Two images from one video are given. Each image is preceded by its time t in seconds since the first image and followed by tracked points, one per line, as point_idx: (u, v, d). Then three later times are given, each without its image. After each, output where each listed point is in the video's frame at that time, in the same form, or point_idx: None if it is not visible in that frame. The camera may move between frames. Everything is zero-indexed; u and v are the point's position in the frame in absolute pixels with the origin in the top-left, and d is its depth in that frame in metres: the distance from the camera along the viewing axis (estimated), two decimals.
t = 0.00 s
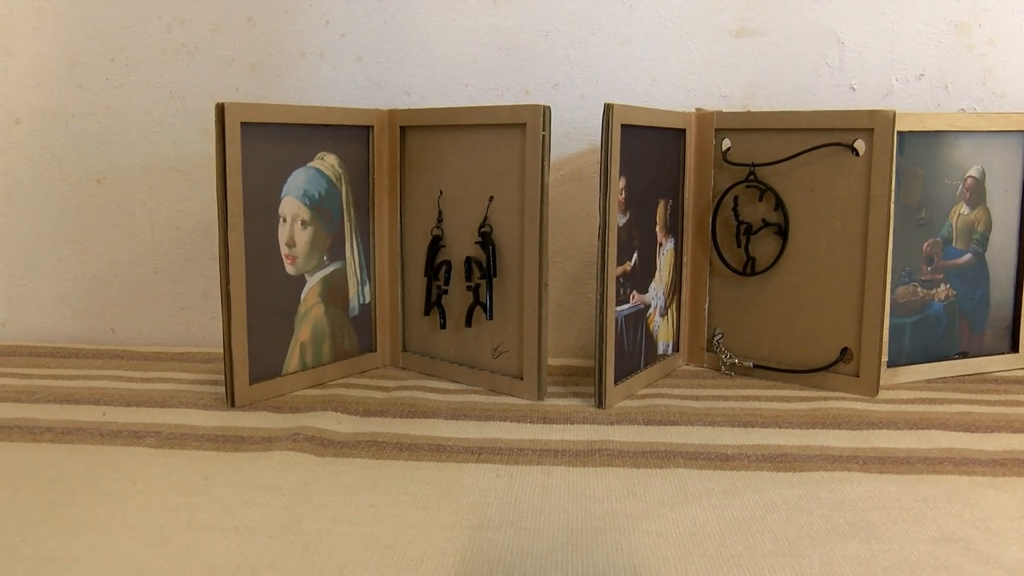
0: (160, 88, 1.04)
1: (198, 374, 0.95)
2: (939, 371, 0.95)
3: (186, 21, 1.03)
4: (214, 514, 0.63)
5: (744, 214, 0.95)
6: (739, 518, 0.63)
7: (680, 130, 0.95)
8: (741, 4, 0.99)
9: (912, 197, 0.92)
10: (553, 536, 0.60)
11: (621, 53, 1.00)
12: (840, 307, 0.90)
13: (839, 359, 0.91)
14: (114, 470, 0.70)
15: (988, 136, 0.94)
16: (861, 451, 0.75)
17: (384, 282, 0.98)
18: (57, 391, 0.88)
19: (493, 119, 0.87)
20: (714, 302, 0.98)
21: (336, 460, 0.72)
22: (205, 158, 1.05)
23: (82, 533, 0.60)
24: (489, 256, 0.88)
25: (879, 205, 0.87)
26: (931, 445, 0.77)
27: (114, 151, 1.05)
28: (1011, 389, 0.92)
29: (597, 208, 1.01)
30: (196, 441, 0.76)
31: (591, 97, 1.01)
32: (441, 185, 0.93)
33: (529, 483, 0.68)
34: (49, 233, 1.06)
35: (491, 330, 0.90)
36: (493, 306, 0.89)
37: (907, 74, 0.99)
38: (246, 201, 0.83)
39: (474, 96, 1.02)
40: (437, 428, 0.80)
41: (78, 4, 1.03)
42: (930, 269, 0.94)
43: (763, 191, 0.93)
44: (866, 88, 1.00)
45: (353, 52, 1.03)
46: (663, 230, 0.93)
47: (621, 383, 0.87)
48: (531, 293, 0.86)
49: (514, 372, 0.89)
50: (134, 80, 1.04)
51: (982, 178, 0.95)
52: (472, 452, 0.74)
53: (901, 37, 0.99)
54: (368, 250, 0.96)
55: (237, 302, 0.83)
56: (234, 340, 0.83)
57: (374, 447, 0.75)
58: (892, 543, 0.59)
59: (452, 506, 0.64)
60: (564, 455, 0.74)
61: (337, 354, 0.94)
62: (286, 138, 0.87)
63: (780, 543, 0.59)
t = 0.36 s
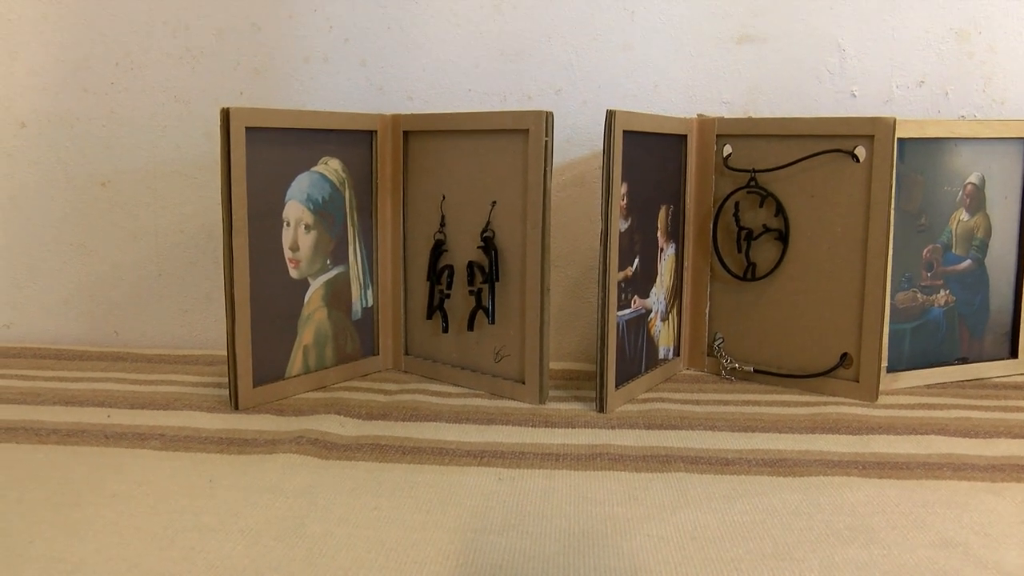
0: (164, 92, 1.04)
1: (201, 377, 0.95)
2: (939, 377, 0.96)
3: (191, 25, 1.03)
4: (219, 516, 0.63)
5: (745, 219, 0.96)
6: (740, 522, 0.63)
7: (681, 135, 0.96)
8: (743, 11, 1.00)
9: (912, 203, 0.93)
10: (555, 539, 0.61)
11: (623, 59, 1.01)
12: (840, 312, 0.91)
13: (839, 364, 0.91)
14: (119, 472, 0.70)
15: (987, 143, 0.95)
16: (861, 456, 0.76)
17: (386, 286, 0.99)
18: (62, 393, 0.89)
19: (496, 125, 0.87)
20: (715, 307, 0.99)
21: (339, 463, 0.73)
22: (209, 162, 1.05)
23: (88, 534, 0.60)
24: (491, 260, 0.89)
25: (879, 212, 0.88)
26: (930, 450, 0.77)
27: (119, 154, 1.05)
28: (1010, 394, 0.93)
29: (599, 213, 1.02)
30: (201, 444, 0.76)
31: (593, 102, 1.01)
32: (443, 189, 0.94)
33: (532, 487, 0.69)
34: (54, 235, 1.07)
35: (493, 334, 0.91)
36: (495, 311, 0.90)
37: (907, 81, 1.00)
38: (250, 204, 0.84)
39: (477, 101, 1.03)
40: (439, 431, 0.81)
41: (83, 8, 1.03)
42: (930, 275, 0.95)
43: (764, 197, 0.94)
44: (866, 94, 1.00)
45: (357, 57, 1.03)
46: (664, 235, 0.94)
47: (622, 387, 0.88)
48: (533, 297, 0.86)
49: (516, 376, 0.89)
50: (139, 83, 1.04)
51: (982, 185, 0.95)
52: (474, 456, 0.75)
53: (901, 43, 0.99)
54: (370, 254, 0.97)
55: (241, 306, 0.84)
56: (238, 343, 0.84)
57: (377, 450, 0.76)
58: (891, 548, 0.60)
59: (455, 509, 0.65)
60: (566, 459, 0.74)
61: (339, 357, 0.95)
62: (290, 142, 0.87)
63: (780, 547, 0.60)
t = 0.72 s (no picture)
0: (168, 94, 1.05)
1: (205, 375, 0.96)
2: (934, 374, 0.97)
3: (194, 27, 1.04)
4: (225, 513, 0.64)
5: (743, 219, 0.97)
6: (737, 517, 0.64)
7: (680, 136, 0.97)
8: (741, 13, 1.01)
9: (909, 203, 0.94)
10: (556, 534, 0.62)
11: (622, 60, 1.02)
12: (837, 311, 0.92)
13: (836, 362, 0.92)
14: (126, 470, 0.71)
15: (982, 144, 0.96)
16: (857, 453, 0.77)
17: (389, 285, 1.00)
18: (68, 391, 0.90)
19: (497, 126, 0.89)
20: (713, 305, 1.00)
21: (343, 461, 0.74)
22: (212, 163, 1.06)
23: (97, 530, 0.61)
24: (492, 260, 0.90)
25: (875, 211, 0.89)
26: (925, 446, 0.79)
27: (123, 156, 1.06)
28: (1005, 392, 0.94)
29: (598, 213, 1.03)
30: (206, 441, 0.77)
31: (593, 103, 1.02)
32: (445, 190, 0.95)
33: (533, 483, 0.70)
34: (59, 236, 1.08)
35: (494, 333, 0.92)
36: (496, 310, 0.91)
37: (903, 82, 1.01)
38: (254, 205, 0.85)
39: (477, 102, 1.04)
40: (441, 429, 0.82)
41: (87, 11, 1.04)
42: (926, 274, 0.96)
43: (761, 197, 0.95)
44: (863, 95, 1.01)
45: (358, 58, 1.04)
46: (663, 235, 0.95)
47: (621, 385, 0.89)
48: (534, 296, 0.87)
49: (517, 374, 0.90)
50: (143, 85, 1.05)
51: (977, 185, 0.97)
52: (476, 453, 0.76)
53: (897, 45, 1.00)
54: (373, 254, 0.98)
55: (245, 305, 0.85)
56: (243, 342, 0.85)
57: (380, 447, 0.77)
58: (886, 542, 0.61)
59: (457, 506, 0.66)
60: (566, 455, 0.75)
61: (342, 356, 0.96)
62: (294, 144, 0.88)
63: (777, 541, 0.61)
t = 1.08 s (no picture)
0: (163, 96, 1.06)
1: (200, 376, 0.97)
2: (924, 374, 0.98)
3: (190, 30, 1.05)
4: (221, 512, 0.65)
5: (734, 221, 0.98)
6: (727, 516, 0.65)
7: (672, 139, 0.97)
8: (733, 16, 1.02)
9: (899, 204, 0.95)
10: (548, 533, 0.63)
11: (616, 63, 1.03)
12: (827, 311, 0.93)
13: (827, 362, 0.93)
14: (122, 470, 0.72)
15: (971, 146, 0.97)
16: (846, 452, 0.78)
17: (383, 287, 1.00)
18: (64, 392, 0.90)
19: (491, 129, 0.89)
20: (705, 306, 1.01)
21: (337, 461, 0.74)
22: (207, 165, 1.07)
23: (93, 530, 0.62)
24: (485, 261, 0.91)
25: (865, 213, 0.90)
26: (914, 446, 0.79)
27: (118, 158, 1.07)
28: (994, 392, 0.95)
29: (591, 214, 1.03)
30: (201, 441, 0.78)
31: (586, 106, 1.03)
32: (439, 192, 0.95)
33: (525, 483, 0.71)
34: (54, 237, 1.08)
35: (488, 334, 0.92)
36: (489, 311, 0.91)
37: (893, 85, 1.02)
38: (249, 207, 0.86)
39: (471, 105, 1.04)
40: (435, 429, 0.82)
41: (83, 13, 1.05)
42: (916, 275, 0.97)
43: (753, 199, 0.96)
44: (854, 98, 1.02)
45: (353, 61, 1.05)
46: (655, 236, 0.96)
47: (614, 386, 0.89)
48: (527, 298, 0.88)
49: (510, 375, 0.91)
50: (138, 88, 1.06)
51: (966, 187, 0.97)
52: (469, 453, 0.77)
53: (888, 48, 1.01)
54: (367, 256, 0.98)
55: (241, 306, 0.85)
56: (238, 343, 0.85)
57: (374, 447, 0.77)
58: (873, 540, 0.61)
59: (451, 505, 0.67)
60: (558, 455, 0.76)
61: (337, 357, 0.97)
62: (289, 147, 0.89)
63: (766, 539, 0.62)
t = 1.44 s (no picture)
0: (165, 99, 1.06)
1: (204, 379, 0.97)
2: (927, 372, 0.98)
3: (191, 32, 1.05)
4: (229, 514, 0.65)
5: (737, 221, 0.98)
6: (733, 514, 0.65)
7: (674, 139, 0.97)
8: (734, 16, 1.02)
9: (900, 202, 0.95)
10: (555, 533, 0.63)
11: (617, 63, 1.03)
12: (830, 310, 0.93)
13: (830, 361, 0.93)
14: (129, 473, 0.72)
15: (973, 144, 0.97)
16: (851, 450, 0.78)
17: (386, 288, 1.00)
18: (68, 395, 0.90)
19: (493, 129, 0.90)
20: (708, 305, 1.01)
21: (343, 462, 0.75)
22: (210, 167, 1.07)
23: (102, 532, 0.62)
24: (489, 262, 0.91)
25: (867, 212, 0.90)
26: (919, 443, 0.80)
27: (121, 161, 1.07)
28: (997, 389, 0.95)
29: (594, 215, 1.03)
30: (207, 444, 0.78)
31: (588, 106, 1.03)
32: (441, 193, 0.96)
33: (531, 483, 0.71)
34: (57, 241, 1.08)
35: (491, 335, 0.92)
36: (493, 312, 0.91)
37: (894, 83, 1.02)
38: (253, 209, 0.86)
39: (473, 106, 1.04)
40: (440, 429, 0.83)
41: (85, 17, 1.05)
42: (918, 273, 0.97)
43: (755, 198, 0.96)
44: (855, 97, 1.02)
45: (355, 63, 1.05)
46: (658, 236, 0.96)
47: (618, 385, 0.90)
48: (531, 298, 0.88)
49: (514, 375, 0.91)
50: (140, 91, 1.06)
51: (968, 185, 0.98)
52: (474, 453, 0.77)
53: (888, 47, 1.01)
54: (370, 257, 0.98)
55: (245, 308, 0.85)
56: (243, 345, 0.86)
57: (380, 448, 0.78)
58: (878, 537, 0.62)
59: (457, 505, 0.67)
60: (564, 455, 0.76)
61: (340, 358, 0.97)
62: (292, 149, 0.89)
63: (772, 537, 0.62)
